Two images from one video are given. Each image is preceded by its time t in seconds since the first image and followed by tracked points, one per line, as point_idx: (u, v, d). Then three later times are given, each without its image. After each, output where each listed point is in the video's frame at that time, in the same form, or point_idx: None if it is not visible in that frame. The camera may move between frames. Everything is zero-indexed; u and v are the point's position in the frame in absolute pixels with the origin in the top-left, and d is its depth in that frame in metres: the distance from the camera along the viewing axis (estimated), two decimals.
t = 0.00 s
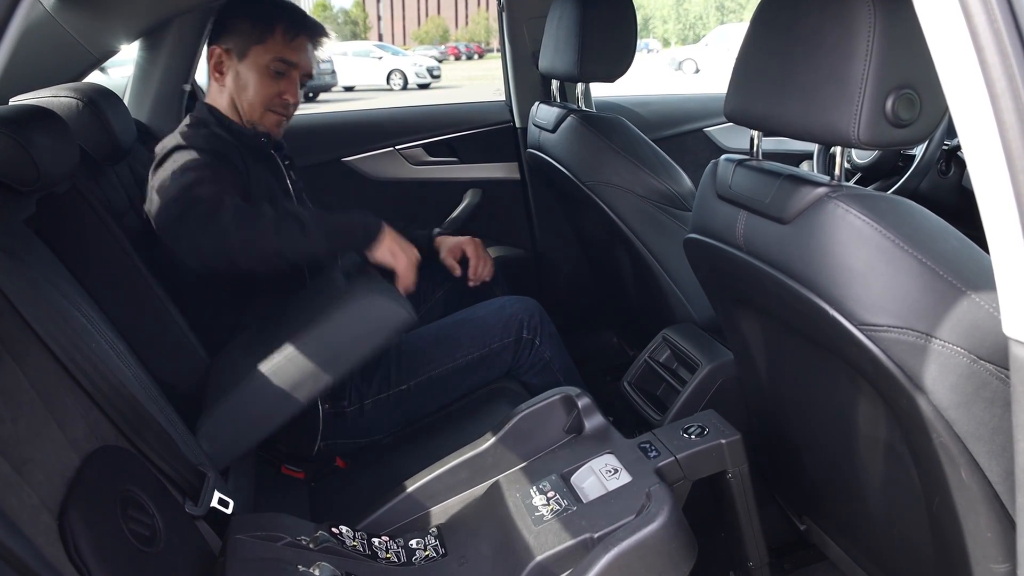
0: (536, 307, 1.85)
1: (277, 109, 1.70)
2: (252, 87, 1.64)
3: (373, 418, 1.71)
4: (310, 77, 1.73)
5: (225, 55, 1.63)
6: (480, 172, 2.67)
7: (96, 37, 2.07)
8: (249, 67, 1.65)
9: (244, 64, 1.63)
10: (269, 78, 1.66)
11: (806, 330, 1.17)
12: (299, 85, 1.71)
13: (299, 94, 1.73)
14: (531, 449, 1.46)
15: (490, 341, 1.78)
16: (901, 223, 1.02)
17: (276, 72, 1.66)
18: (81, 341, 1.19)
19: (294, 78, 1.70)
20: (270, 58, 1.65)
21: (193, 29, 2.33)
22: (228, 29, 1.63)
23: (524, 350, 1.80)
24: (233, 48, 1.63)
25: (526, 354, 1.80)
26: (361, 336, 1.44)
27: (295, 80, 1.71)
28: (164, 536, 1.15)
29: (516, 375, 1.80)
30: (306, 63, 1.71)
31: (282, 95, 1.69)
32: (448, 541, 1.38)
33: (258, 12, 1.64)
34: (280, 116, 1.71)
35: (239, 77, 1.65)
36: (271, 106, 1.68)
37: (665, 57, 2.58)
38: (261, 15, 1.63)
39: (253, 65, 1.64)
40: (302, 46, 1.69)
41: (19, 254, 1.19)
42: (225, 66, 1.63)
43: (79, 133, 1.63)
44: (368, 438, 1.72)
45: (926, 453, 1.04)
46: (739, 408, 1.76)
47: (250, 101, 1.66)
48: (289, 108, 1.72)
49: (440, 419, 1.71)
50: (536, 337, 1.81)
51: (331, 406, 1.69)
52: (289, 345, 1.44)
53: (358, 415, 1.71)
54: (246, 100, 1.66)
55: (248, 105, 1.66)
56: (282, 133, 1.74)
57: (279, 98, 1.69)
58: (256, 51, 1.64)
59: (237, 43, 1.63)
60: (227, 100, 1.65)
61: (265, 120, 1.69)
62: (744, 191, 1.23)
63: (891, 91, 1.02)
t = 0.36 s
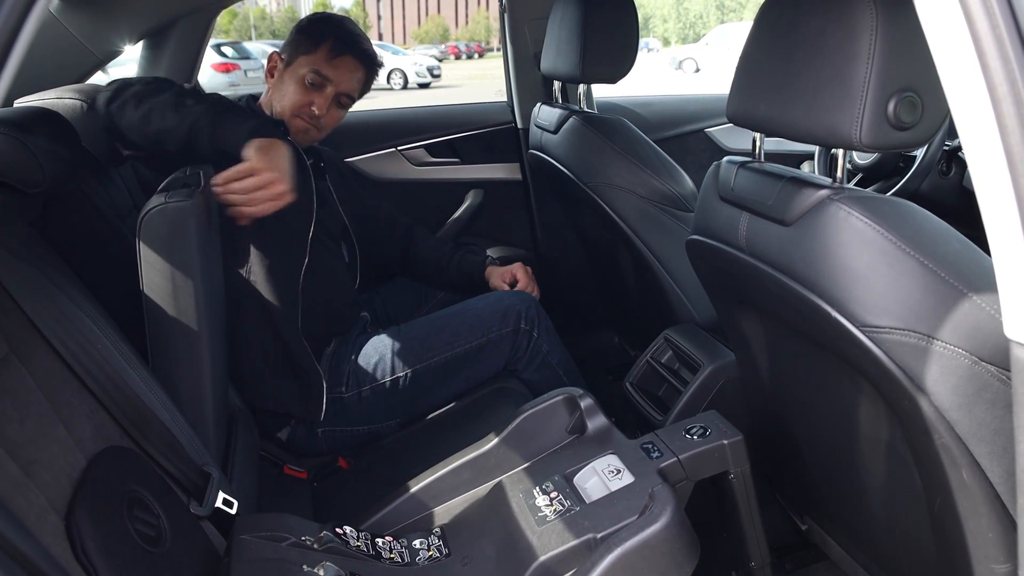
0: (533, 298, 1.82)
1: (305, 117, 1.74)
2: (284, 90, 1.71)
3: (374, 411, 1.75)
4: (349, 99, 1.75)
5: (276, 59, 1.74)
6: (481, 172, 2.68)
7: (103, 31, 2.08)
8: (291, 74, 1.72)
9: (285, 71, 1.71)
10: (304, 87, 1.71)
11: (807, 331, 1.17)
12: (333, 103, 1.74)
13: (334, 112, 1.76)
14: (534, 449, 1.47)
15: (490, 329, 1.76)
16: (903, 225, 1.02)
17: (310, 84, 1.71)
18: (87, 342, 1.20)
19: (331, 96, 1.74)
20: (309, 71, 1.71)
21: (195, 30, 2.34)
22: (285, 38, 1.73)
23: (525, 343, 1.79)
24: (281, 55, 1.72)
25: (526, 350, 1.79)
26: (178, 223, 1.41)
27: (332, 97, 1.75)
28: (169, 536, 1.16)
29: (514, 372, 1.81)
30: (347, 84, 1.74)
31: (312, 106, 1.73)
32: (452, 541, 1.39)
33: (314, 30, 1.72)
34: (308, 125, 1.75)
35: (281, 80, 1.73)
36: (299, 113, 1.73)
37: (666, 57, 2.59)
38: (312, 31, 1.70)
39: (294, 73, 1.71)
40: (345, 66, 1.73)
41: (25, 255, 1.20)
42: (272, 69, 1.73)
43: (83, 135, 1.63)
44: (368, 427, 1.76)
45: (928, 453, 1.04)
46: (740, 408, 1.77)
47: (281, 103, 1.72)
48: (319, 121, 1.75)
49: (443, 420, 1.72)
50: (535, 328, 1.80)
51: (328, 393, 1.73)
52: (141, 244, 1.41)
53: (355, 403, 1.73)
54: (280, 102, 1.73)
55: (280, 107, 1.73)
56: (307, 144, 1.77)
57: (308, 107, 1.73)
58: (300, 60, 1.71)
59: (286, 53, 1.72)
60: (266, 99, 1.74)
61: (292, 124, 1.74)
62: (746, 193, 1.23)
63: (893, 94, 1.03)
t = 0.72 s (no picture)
0: (537, 304, 1.83)
1: (318, 109, 1.76)
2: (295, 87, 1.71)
3: (378, 416, 1.74)
4: (352, 82, 1.79)
5: (270, 57, 1.71)
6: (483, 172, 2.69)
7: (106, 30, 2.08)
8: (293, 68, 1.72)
9: (288, 66, 1.71)
10: (312, 79, 1.73)
11: (810, 332, 1.18)
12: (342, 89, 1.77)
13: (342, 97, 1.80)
14: (536, 449, 1.47)
15: (493, 336, 1.78)
16: (905, 226, 1.02)
17: (319, 75, 1.73)
18: (91, 342, 1.20)
19: (337, 82, 1.77)
20: (313, 62, 1.72)
21: (197, 30, 2.35)
22: (275, 31, 1.71)
23: (528, 349, 1.80)
24: (278, 50, 1.71)
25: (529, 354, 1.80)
26: (180, 222, 1.41)
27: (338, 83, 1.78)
28: (173, 535, 1.16)
29: (516, 373, 1.81)
30: (349, 67, 1.77)
31: (324, 96, 1.75)
32: (454, 540, 1.39)
33: (305, 18, 1.72)
34: (322, 115, 1.77)
35: (283, 77, 1.72)
36: (313, 106, 1.75)
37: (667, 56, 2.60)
38: (308, 20, 1.70)
39: (299, 68, 1.71)
40: (345, 50, 1.76)
41: (29, 255, 1.20)
42: (271, 68, 1.72)
43: (86, 136, 1.64)
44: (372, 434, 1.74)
45: (930, 453, 1.05)
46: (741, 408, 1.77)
47: (291, 100, 1.73)
48: (331, 109, 1.79)
49: (445, 420, 1.72)
50: (538, 335, 1.80)
51: (333, 399, 1.72)
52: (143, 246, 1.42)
53: (360, 409, 1.73)
54: (290, 100, 1.73)
55: (291, 104, 1.73)
56: (320, 135, 1.80)
57: (320, 98, 1.75)
58: (300, 54, 1.71)
59: (283, 47, 1.71)
60: (272, 100, 1.73)
61: (307, 119, 1.76)
62: (748, 193, 1.24)
63: (895, 95, 1.03)
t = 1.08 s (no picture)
0: (535, 307, 1.84)
1: (316, 120, 1.72)
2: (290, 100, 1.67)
3: (379, 422, 1.74)
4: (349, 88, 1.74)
5: (263, 69, 1.67)
6: (482, 175, 2.70)
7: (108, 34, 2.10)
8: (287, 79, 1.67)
9: (283, 78, 1.66)
10: (308, 91, 1.68)
11: (805, 333, 1.18)
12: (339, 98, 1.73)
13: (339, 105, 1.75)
14: (534, 450, 1.48)
15: (492, 340, 1.78)
16: (899, 228, 1.03)
17: (315, 86, 1.68)
18: (92, 344, 1.21)
19: (334, 90, 1.72)
20: (309, 72, 1.67)
21: (197, 34, 2.36)
22: (268, 40, 1.66)
23: (526, 353, 1.80)
24: (272, 62, 1.66)
25: (527, 358, 1.80)
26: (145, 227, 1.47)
27: (335, 91, 1.73)
28: (174, 535, 1.17)
29: (514, 374, 1.81)
30: (344, 74, 1.72)
31: (321, 107, 1.71)
32: (453, 540, 1.40)
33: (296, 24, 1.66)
34: (320, 126, 1.73)
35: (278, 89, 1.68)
36: (310, 118, 1.71)
37: (665, 58, 2.61)
38: (301, 29, 1.64)
39: (293, 80, 1.67)
40: (340, 57, 1.69)
41: (32, 258, 1.21)
42: (265, 81, 1.67)
43: (88, 139, 1.65)
44: (372, 439, 1.75)
45: (924, 454, 1.06)
46: (739, 409, 1.78)
47: (288, 113, 1.68)
48: (328, 119, 1.74)
49: (445, 421, 1.73)
50: (536, 339, 1.81)
51: (333, 407, 1.71)
52: None
53: (360, 416, 1.73)
54: (286, 113, 1.69)
55: (288, 118, 1.69)
56: (318, 145, 1.76)
57: (318, 110, 1.71)
58: (294, 65, 1.66)
59: (277, 57, 1.65)
60: (267, 113, 1.69)
61: (304, 131, 1.72)
62: (744, 196, 1.25)
63: (888, 98, 1.04)
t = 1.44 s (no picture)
0: (537, 316, 1.85)
1: (321, 132, 1.71)
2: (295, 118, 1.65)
3: (381, 430, 1.74)
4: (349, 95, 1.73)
5: (263, 87, 1.64)
6: (484, 184, 2.71)
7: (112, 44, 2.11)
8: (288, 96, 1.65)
9: (285, 96, 1.64)
10: (311, 107, 1.66)
11: (808, 342, 1.19)
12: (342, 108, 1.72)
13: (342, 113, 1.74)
14: (537, 458, 1.48)
15: (493, 348, 1.79)
16: (901, 238, 1.04)
17: (318, 100, 1.66)
18: (97, 352, 1.21)
19: (336, 100, 1.70)
20: (310, 86, 1.65)
21: (201, 44, 2.37)
22: (263, 56, 1.62)
23: (527, 361, 1.80)
24: (271, 79, 1.63)
25: (528, 367, 1.80)
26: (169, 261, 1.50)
27: (337, 101, 1.71)
28: (178, 543, 1.17)
29: (515, 382, 1.81)
30: (344, 83, 1.70)
31: (326, 120, 1.70)
32: (456, 550, 1.40)
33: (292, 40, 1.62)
34: (325, 137, 1.73)
35: (280, 107, 1.66)
36: (316, 131, 1.70)
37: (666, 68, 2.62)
38: (298, 46, 1.61)
39: (295, 96, 1.65)
40: (339, 67, 1.67)
41: (38, 266, 1.22)
42: (266, 99, 1.65)
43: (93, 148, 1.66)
44: (375, 446, 1.74)
45: (927, 463, 1.06)
46: (741, 418, 1.78)
47: (294, 130, 1.67)
48: (332, 128, 1.74)
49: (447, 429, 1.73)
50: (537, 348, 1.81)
51: (334, 414, 1.73)
52: None
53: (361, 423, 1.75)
54: (291, 129, 1.68)
55: (293, 135, 1.69)
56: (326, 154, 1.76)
57: (323, 123, 1.70)
58: (295, 82, 1.63)
59: (276, 73, 1.62)
60: (271, 130, 1.68)
61: (311, 144, 1.72)
62: (746, 206, 1.25)
63: (889, 109, 1.05)
